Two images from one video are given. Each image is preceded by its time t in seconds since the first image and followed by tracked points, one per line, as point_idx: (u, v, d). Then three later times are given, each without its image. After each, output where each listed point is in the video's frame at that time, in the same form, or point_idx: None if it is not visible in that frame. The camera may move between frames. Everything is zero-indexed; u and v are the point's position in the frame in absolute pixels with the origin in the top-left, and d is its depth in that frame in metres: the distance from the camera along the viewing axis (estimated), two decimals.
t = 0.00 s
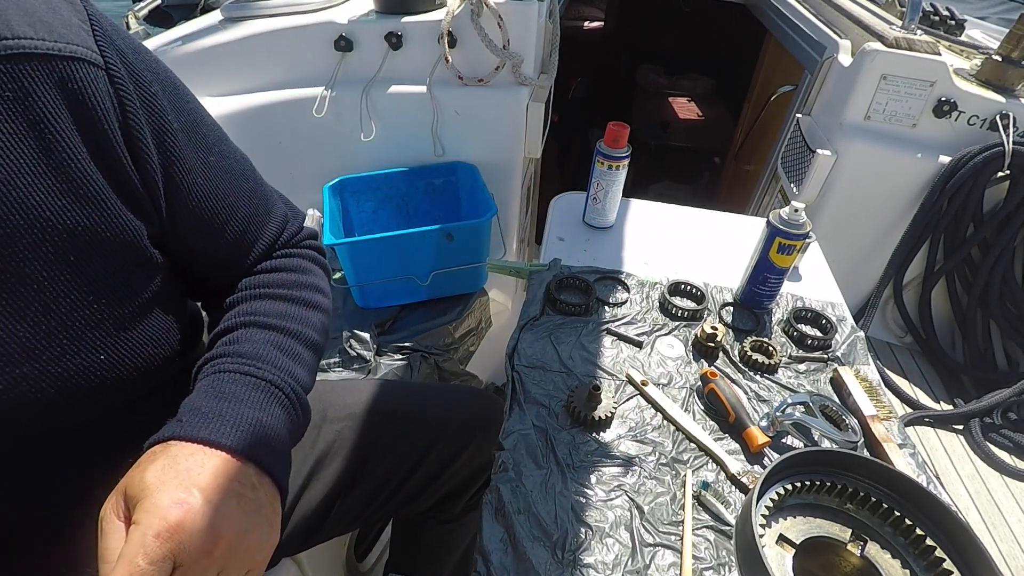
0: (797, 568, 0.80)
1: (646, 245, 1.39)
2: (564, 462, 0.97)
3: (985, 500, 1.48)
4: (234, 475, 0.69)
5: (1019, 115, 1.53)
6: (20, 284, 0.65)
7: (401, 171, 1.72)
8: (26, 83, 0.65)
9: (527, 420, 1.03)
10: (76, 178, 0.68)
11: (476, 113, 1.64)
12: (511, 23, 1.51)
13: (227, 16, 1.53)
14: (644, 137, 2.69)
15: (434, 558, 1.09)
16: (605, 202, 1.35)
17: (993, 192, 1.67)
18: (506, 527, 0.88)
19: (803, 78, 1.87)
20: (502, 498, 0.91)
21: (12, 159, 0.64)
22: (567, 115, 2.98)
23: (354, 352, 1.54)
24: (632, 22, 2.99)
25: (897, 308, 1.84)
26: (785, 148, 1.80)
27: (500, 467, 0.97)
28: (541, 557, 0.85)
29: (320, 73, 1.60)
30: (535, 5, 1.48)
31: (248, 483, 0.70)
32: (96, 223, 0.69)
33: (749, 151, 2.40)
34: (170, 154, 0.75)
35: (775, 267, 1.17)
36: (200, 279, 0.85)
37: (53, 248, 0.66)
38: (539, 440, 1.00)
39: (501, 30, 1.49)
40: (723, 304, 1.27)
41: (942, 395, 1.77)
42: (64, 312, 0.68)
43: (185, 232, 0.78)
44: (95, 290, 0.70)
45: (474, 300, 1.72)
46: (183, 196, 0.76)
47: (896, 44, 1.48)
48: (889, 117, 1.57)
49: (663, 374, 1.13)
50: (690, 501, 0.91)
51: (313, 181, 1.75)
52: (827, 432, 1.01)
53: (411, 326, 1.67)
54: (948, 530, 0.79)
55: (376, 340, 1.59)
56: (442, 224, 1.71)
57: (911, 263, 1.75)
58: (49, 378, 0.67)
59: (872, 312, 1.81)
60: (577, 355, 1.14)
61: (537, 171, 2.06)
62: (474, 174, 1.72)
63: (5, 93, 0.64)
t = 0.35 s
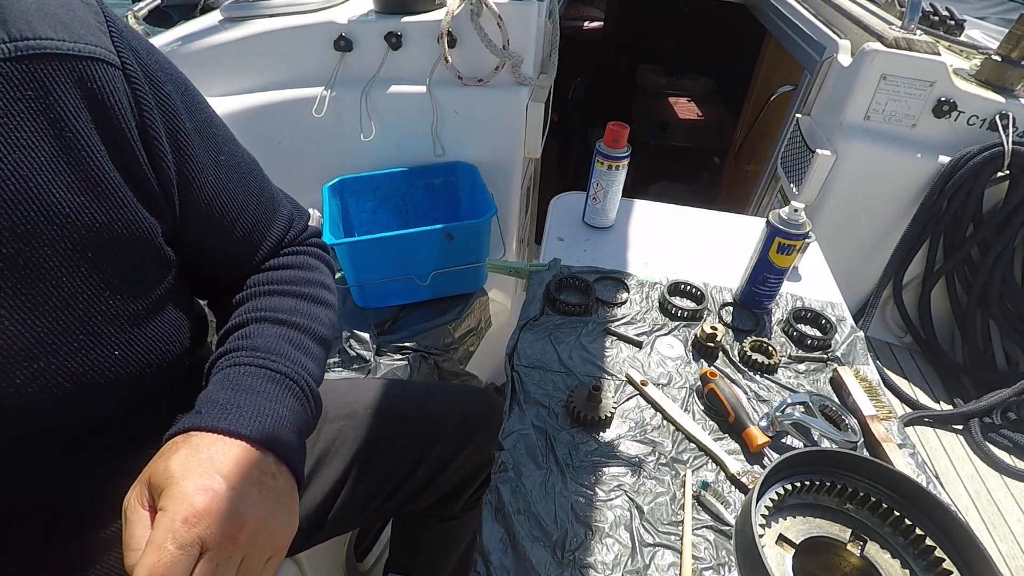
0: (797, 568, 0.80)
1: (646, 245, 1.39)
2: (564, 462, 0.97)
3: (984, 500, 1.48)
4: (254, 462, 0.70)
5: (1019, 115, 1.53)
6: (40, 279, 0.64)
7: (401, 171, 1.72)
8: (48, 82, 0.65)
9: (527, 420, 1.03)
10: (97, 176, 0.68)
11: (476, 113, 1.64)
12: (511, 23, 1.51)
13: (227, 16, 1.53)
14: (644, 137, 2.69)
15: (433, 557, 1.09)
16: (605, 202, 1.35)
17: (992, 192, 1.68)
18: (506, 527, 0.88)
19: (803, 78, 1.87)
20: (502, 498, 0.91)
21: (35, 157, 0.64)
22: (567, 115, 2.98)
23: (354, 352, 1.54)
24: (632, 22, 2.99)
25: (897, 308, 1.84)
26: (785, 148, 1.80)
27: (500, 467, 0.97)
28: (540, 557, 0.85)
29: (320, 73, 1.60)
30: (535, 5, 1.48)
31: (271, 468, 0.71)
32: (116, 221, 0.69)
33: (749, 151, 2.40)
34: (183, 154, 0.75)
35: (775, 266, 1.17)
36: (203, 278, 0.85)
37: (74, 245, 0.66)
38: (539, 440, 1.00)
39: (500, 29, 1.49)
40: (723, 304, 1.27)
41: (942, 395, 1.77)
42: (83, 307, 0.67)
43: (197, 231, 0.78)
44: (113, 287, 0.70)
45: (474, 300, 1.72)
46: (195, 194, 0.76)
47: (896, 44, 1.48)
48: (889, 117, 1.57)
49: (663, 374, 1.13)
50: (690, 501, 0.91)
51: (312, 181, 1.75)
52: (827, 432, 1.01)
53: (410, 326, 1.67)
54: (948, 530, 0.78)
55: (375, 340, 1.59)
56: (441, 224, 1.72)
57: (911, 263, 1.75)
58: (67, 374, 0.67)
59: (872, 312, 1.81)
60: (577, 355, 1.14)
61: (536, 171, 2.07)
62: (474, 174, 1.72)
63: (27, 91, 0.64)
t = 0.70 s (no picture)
0: (797, 568, 0.80)
1: (646, 245, 1.39)
2: (564, 462, 0.97)
3: (984, 499, 1.49)
4: (516, 249, 0.78)
5: (1018, 115, 1.54)
6: (103, 274, 0.60)
7: (400, 171, 1.71)
8: (114, 71, 0.63)
9: (527, 420, 1.03)
10: (156, 163, 0.65)
11: (476, 114, 1.64)
12: (511, 24, 1.51)
13: (227, 16, 1.51)
14: (644, 137, 2.69)
15: (433, 551, 1.08)
16: (604, 202, 1.35)
17: (992, 192, 1.68)
18: (506, 527, 0.88)
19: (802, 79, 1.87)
20: (502, 498, 0.91)
21: (104, 143, 0.61)
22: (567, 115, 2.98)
23: (353, 352, 1.54)
24: (631, 22, 3.00)
25: (897, 308, 1.84)
26: (784, 149, 1.80)
27: (500, 467, 0.97)
28: (541, 557, 0.85)
29: (320, 73, 1.60)
30: (535, 6, 1.48)
31: (505, 254, 0.81)
32: (168, 216, 0.65)
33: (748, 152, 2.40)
34: (233, 128, 0.78)
35: (775, 266, 1.17)
36: (220, 277, 0.84)
37: (152, 232, 0.64)
38: (539, 440, 1.00)
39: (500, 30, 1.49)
40: (723, 304, 1.27)
41: (942, 395, 1.77)
42: (162, 296, 0.65)
43: (247, 196, 0.83)
44: (164, 284, 0.65)
45: (474, 300, 1.72)
46: (246, 165, 0.81)
47: (896, 45, 1.48)
48: (889, 117, 1.57)
49: (662, 374, 1.13)
50: (690, 501, 0.91)
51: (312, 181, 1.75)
52: (827, 432, 1.01)
53: (410, 325, 1.68)
54: (947, 529, 0.79)
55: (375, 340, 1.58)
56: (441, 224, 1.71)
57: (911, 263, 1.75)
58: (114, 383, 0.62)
59: (872, 312, 1.81)
60: (577, 355, 1.14)
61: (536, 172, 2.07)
62: (474, 175, 1.72)
63: (96, 80, 0.61)
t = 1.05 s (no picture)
0: (797, 568, 0.80)
1: (646, 245, 1.39)
2: (564, 461, 0.97)
3: (984, 499, 1.48)
4: (438, 328, 0.89)
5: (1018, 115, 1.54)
6: (279, 274, 0.74)
7: (400, 171, 1.71)
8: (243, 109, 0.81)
9: (527, 421, 1.03)
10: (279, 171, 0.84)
11: (476, 114, 1.64)
12: (511, 24, 1.50)
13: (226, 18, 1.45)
14: (644, 137, 2.69)
15: (439, 528, 1.04)
16: (604, 202, 1.35)
17: (992, 192, 1.68)
18: (506, 526, 0.88)
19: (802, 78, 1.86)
20: (502, 498, 0.91)
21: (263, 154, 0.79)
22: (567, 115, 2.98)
23: (354, 352, 1.53)
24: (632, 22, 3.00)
25: (897, 308, 1.84)
26: (785, 149, 1.79)
27: (501, 467, 0.97)
28: (541, 556, 0.85)
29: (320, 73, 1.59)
30: (535, 6, 1.48)
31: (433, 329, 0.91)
32: (294, 233, 0.81)
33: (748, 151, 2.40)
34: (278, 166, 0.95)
35: (775, 266, 1.17)
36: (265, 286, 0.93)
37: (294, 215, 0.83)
38: (539, 440, 1.00)
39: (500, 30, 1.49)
40: (723, 304, 1.27)
41: (942, 395, 1.77)
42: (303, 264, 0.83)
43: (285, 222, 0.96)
44: (304, 284, 0.80)
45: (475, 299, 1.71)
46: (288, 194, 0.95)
47: (895, 45, 1.48)
48: (889, 117, 1.57)
49: (662, 374, 1.13)
50: (690, 501, 0.91)
51: (312, 180, 1.75)
52: (827, 432, 1.01)
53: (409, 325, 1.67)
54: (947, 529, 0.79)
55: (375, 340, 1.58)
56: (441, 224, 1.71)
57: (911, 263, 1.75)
58: (286, 362, 0.74)
59: (872, 312, 1.81)
60: (577, 355, 1.14)
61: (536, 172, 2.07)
62: (474, 175, 1.72)
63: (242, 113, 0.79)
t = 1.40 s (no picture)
0: (797, 568, 0.80)
1: (646, 245, 1.39)
2: (564, 461, 0.97)
3: (984, 499, 1.48)
4: (483, 325, 0.91)
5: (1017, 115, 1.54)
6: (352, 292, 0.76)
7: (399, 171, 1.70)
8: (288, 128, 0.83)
9: (526, 420, 1.03)
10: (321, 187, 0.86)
11: (475, 114, 1.64)
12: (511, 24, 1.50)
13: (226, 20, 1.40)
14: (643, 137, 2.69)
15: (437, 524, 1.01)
16: (605, 202, 1.35)
17: (991, 191, 1.68)
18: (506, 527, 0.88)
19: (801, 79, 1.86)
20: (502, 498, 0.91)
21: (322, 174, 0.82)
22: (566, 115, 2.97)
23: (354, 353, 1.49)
24: (631, 22, 2.99)
25: (897, 308, 1.84)
26: (785, 148, 1.79)
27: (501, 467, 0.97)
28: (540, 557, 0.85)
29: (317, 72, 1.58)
30: (534, 6, 1.48)
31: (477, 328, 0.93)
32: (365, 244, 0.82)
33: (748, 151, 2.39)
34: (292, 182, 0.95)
35: (775, 266, 1.17)
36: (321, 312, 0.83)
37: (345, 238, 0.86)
38: (538, 439, 1.00)
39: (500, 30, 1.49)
40: (723, 304, 1.27)
41: (941, 395, 1.77)
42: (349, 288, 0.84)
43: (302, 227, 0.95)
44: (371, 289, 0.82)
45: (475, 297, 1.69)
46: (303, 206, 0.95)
47: (896, 45, 1.48)
48: (889, 117, 1.57)
49: (662, 374, 1.13)
50: (689, 501, 0.91)
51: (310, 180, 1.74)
52: (827, 432, 1.01)
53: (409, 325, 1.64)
54: (948, 529, 0.79)
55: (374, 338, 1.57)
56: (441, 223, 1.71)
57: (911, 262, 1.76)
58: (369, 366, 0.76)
59: (872, 312, 1.81)
60: (577, 355, 1.14)
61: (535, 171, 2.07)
62: (474, 174, 1.72)
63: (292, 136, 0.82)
